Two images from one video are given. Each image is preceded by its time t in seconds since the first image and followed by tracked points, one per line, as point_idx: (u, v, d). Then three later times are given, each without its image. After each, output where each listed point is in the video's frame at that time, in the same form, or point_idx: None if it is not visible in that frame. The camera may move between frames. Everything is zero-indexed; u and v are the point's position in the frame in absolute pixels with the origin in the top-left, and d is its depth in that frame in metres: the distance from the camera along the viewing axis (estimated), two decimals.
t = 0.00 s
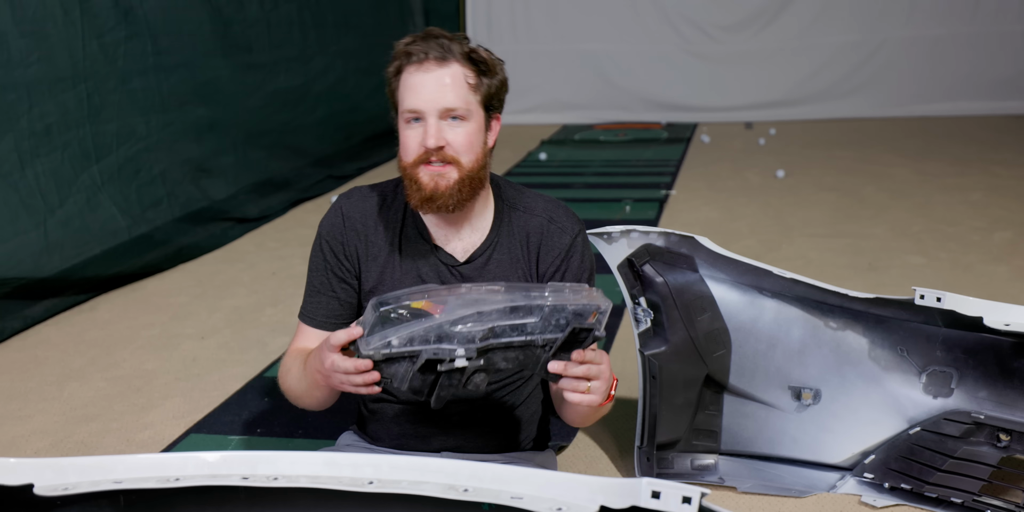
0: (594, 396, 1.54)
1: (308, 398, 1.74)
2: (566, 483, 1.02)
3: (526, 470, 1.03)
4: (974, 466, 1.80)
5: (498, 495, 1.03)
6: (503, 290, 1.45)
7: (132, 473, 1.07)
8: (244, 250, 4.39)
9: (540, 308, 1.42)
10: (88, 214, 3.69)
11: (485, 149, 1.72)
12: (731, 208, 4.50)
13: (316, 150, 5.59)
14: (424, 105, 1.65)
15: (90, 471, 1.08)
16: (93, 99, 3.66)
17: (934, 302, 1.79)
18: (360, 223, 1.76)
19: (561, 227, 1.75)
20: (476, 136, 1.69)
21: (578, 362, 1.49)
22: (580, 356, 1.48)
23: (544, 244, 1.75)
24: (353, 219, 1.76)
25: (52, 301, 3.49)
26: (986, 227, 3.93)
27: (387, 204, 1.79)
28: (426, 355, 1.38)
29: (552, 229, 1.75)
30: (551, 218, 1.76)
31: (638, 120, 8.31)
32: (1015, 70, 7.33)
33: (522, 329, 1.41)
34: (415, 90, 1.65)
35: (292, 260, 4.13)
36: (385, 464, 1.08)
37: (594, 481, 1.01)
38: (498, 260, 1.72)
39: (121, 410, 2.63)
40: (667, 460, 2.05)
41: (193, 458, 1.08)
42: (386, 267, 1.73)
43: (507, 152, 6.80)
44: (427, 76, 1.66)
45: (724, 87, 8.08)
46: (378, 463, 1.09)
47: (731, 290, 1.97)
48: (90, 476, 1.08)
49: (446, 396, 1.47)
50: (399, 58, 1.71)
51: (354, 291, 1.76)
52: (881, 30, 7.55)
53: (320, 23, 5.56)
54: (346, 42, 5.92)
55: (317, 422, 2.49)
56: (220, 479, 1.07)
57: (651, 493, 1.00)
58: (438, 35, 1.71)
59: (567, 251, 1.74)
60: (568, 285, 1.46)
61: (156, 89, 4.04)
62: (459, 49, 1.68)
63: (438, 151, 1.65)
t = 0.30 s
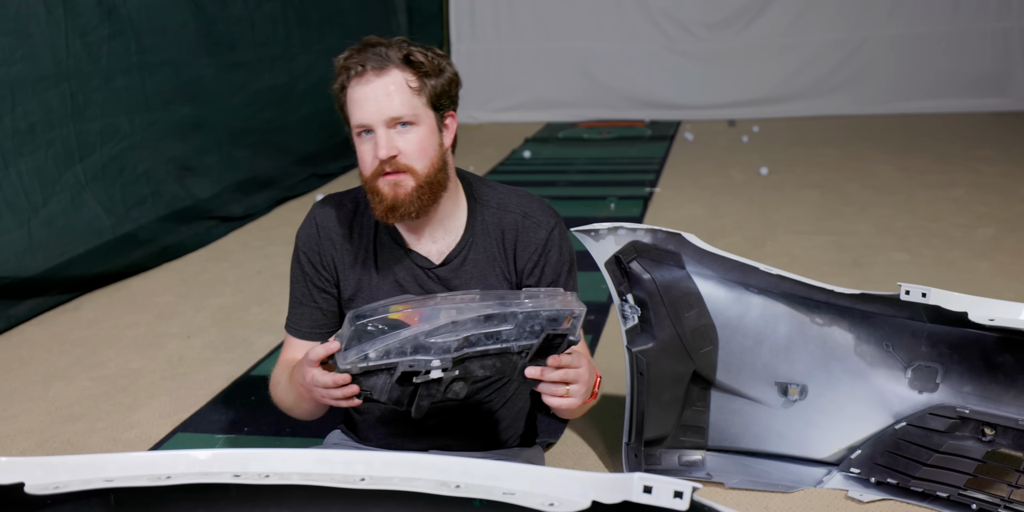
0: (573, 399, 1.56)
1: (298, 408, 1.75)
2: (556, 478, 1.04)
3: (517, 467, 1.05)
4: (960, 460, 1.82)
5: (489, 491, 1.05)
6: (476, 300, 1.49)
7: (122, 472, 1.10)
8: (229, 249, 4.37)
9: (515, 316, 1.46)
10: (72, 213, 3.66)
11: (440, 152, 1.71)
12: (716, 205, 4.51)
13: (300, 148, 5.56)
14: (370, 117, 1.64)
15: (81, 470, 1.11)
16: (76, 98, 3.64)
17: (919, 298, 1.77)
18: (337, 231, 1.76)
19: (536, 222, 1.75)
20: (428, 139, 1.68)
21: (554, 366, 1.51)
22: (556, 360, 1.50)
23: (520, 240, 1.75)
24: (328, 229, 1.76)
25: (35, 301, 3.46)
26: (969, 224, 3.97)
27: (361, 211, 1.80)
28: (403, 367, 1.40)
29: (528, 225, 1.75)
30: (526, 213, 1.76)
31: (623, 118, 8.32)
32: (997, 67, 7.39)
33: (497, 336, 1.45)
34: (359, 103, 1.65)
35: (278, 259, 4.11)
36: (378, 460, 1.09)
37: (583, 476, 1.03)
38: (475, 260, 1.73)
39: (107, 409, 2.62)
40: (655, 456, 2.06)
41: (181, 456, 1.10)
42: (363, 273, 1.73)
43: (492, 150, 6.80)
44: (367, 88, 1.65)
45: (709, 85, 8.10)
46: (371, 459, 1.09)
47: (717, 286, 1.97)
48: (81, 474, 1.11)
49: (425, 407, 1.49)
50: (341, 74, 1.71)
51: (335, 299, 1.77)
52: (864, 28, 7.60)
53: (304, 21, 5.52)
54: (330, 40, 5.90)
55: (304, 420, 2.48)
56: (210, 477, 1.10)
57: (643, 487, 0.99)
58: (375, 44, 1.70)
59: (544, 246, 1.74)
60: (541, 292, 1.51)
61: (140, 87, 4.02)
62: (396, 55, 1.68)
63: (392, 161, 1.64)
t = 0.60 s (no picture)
0: (548, 393, 1.51)
1: (282, 411, 1.76)
2: (556, 473, 1.02)
3: (516, 462, 1.03)
4: (952, 455, 1.82)
5: (488, 487, 1.03)
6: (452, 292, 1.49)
7: (124, 469, 1.08)
8: (219, 249, 4.36)
9: (488, 304, 1.45)
10: (63, 213, 3.65)
11: (442, 154, 1.73)
12: (705, 203, 4.52)
13: (289, 148, 5.55)
14: (389, 123, 1.62)
15: (81, 467, 1.09)
16: (66, 99, 3.62)
17: (911, 295, 1.77)
18: (316, 235, 1.76)
19: (515, 218, 1.75)
20: (435, 143, 1.69)
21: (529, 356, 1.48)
22: (531, 350, 1.47)
23: (501, 237, 1.75)
24: (308, 233, 1.76)
25: (27, 301, 3.45)
26: (958, 221, 3.98)
27: (338, 214, 1.79)
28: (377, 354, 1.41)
29: (507, 222, 1.75)
30: (505, 209, 1.77)
31: (611, 117, 8.32)
32: (984, 64, 7.43)
33: (471, 322, 1.44)
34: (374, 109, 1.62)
35: (268, 259, 4.10)
36: (376, 457, 1.06)
37: (583, 472, 1.01)
38: (457, 257, 1.73)
39: (100, 409, 2.61)
40: (648, 453, 2.06)
41: (182, 454, 1.09)
42: (344, 277, 1.74)
43: (480, 149, 6.80)
44: (383, 93, 1.63)
45: (696, 84, 8.11)
46: (369, 456, 1.07)
47: (710, 283, 1.98)
48: (81, 471, 1.09)
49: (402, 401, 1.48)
50: (347, 78, 1.67)
51: (318, 302, 1.79)
52: (851, 26, 7.62)
53: (292, 21, 5.51)
54: (318, 40, 5.88)
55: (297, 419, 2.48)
56: (210, 474, 1.08)
57: (643, 483, 0.97)
58: (381, 47, 1.68)
59: (524, 242, 1.74)
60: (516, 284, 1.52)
61: (130, 88, 4.01)
62: (405, 58, 1.67)
63: (410, 166, 1.64)
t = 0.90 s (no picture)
0: (549, 373, 1.51)
1: (284, 402, 1.76)
2: (561, 465, 1.00)
3: (521, 455, 1.02)
4: (951, 451, 1.81)
5: (492, 480, 1.01)
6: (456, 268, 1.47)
7: (130, 463, 1.06)
8: (214, 247, 4.36)
9: (491, 278, 1.42)
10: (61, 211, 3.66)
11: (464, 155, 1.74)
12: (699, 200, 4.52)
13: (284, 146, 5.55)
14: (429, 123, 1.62)
15: (90, 461, 1.08)
16: (64, 97, 3.63)
17: (910, 290, 1.79)
18: (320, 230, 1.75)
19: (521, 216, 1.76)
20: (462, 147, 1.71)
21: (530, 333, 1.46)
22: (532, 326, 1.45)
23: (506, 234, 1.76)
24: (313, 229, 1.75)
25: (26, 299, 3.46)
26: (954, 217, 3.98)
27: (343, 210, 1.78)
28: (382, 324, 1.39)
29: (512, 219, 1.76)
30: (510, 207, 1.78)
31: (604, 115, 8.30)
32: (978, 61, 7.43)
33: (473, 294, 1.41)
34: (416, 108, 1.61)
35: (265, 257, 4.11)
36: (381, 451, 1.06)
37: (587, 465, 0.99)
38: (462, 254, 1.74)
39: (100, 405, 2.61)
40: (645, 449, 2.04)
41: (188, 448, 1.07)
42: (349, 272, 1.74)
43: (474, 147, 6.79)
44: (425, 94, 1.62)
45: (689, 81, 8.11)
46: (374, 450, 1.06)
47: (708, 280, 1.98)
48: (89, 465, 1.08)
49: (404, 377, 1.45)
50: (388, 74, 1.64)
51: (321, 298, 1.77)
52: (843, 23, 7.62)
53: (286, 19, 5.51)
54: (312, 39, 5.88)
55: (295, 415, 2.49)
56: (215, 467, 1.05)
57: (648, 476, 0.96)
58: (422, 47, 1.68)
59: (529, 239, 1.74)
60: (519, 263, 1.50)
61: (127, 87, 4.02)
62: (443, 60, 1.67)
63: (442, 167, 1.64)
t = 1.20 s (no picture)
0: (563, 372, 1.51)
1: (292, 394, 1.74)
2: (569, 461, 0.99)
3: (528, 451, 1.00)
4: (954, 448, 1.81)
5: (499, 476, 1.00)
6: (472, 268, 1.48)
7: (138, 459, 1.03)
8: (215, 246, 4.37)
9: (508, 276, 1.44)
10: (62, 209, 3.67)
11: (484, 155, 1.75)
12: (697, 199, 4.51)
13: (283, 145, 5.56)
14: (454, 120, 1.62)
15: (97, 457, 1.04)
16: (66, 96, 3.64)
17: (913, 288, 1.77)
18: (334, 224, 1.75)
19: (533, 216, 1.77)
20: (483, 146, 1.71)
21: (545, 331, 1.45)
22: (547, 324, 1.45)
23: (518, 233, 1.76)
24: (326, 222, 1.75)
25: (27, 297, 3.46)
26: (953, 216, 3.97)
27: (356, 205, 1.78)
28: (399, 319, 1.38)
29: (525, 219, 1.76)
30: (524, 207, 1.78)
31: (601, 113, 8.28)
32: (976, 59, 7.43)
33: (491, 291, 1.43)
34: (444, 104, 1.61)
35: (265, 255, 4.11)
36: (387, 447, 1.03)
37: (595, 461, 0.98)
38: (475, 251, 1.74)
39: (102, 403, 2.62)
40: (648, 446, 2.07)
41: (192, 444, 1.03)
42: (362, 266, 1.73)
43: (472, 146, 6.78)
44: (452, 90, 1.62)
45: (686, 80, 8.10)
46: (380, 446, 1.03)
47: (710, 277, 1.98)
48: (95, 460, 1.04)
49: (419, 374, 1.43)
50: (418, 67, 1.64)
51: (332, 291, 1.77)
52: (840, 22, 7.62)
53: (285, 18, 5.51)
54: (310, 38, 5.88)
55: (297, 413, 2.49)
56: (224, 464, 1.03)
57: (656, 472, 0.95)
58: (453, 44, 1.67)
59: (542, 239, 1.75)
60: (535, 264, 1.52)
61: (127, 87, 4.02)
62: (473, 59, 1.67)
63: (463, 164, 1.64)
